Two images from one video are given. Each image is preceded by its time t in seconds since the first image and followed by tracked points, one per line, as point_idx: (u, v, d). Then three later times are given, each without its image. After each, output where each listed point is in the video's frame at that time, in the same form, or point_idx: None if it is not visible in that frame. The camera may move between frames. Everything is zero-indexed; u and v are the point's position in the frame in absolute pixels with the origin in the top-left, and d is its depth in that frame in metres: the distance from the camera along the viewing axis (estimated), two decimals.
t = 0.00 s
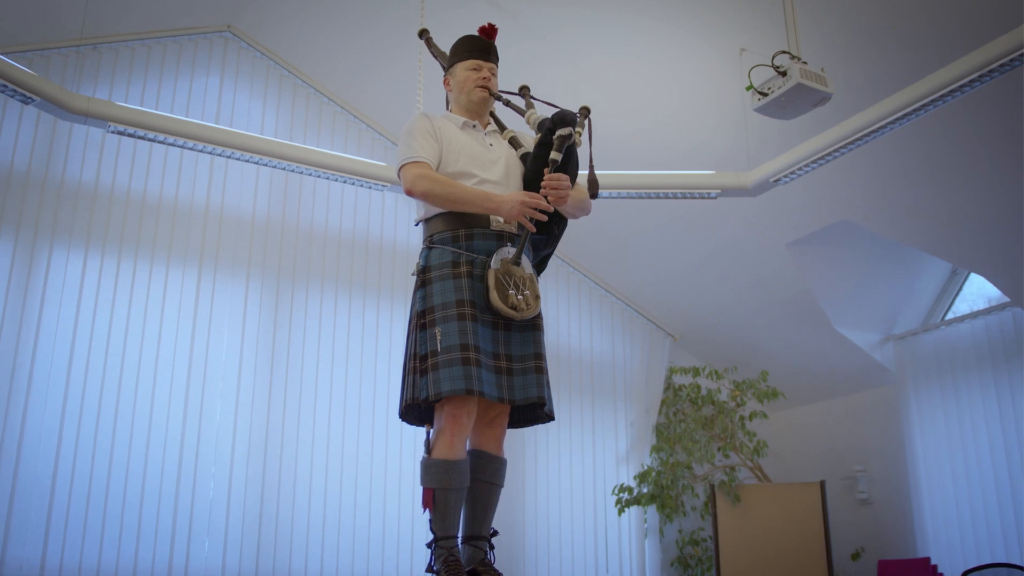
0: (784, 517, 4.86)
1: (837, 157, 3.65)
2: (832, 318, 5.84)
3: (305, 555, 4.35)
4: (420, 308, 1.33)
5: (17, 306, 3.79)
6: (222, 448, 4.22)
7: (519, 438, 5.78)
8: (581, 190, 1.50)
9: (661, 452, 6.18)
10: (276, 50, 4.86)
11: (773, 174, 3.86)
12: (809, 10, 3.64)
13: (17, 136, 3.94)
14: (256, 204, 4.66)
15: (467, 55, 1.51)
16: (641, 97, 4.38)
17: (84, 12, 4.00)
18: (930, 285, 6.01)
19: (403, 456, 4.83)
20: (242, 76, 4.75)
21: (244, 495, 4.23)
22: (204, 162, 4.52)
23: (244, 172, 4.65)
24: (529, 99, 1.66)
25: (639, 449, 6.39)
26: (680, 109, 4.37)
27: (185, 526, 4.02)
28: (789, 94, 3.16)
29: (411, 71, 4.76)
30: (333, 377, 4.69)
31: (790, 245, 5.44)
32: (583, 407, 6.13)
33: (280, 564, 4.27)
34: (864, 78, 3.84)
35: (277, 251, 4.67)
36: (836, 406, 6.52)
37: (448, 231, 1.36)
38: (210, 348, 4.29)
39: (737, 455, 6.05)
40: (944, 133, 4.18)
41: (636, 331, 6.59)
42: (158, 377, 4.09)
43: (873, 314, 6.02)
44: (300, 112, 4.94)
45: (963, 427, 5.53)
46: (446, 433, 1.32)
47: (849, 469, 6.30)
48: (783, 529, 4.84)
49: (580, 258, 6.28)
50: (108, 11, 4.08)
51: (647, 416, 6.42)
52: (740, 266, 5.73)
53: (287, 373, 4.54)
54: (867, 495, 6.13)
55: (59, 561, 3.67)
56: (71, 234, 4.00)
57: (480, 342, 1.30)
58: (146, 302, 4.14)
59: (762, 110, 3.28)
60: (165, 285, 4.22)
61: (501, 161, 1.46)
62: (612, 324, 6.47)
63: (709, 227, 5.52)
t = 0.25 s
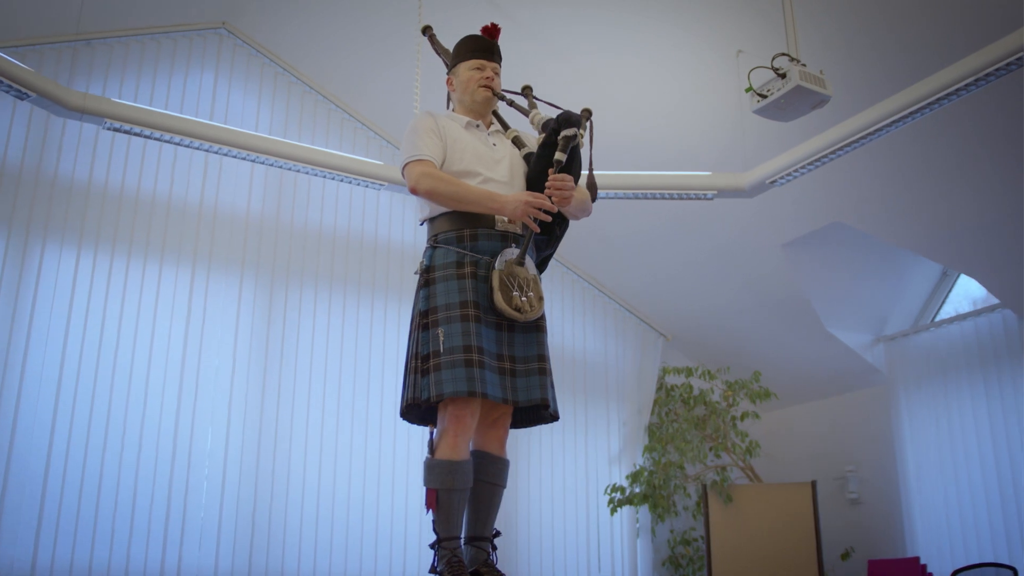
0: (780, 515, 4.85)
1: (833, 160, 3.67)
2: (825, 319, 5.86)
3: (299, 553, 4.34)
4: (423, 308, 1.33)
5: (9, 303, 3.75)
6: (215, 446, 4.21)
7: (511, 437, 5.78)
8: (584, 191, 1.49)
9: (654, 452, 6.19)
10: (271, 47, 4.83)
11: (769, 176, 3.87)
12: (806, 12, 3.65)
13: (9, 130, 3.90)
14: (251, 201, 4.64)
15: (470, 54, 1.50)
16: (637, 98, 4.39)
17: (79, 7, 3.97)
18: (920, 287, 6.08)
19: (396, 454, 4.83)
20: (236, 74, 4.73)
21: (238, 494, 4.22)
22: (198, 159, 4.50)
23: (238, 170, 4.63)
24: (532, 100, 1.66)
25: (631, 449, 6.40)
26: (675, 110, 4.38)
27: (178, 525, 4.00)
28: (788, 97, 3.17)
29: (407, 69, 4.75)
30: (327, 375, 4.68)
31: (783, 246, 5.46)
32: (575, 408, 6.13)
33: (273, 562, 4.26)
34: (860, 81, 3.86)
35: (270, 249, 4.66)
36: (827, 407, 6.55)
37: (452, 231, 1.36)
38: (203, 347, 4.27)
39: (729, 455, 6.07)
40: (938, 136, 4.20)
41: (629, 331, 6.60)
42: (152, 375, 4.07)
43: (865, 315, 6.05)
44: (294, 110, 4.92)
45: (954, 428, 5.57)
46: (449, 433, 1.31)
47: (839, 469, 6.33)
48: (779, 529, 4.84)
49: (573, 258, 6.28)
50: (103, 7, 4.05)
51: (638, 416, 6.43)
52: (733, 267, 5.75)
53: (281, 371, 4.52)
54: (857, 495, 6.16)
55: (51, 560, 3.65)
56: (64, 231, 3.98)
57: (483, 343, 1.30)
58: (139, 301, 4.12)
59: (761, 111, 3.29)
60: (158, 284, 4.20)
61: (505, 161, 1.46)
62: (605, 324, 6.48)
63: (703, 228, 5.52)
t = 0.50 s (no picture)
0: (778, 515, 4.87)
1: (828, 162, 3.69)
2: (815, 321, 5.89)
3: (290, 554, 4.33)
4: (425, 308, 1.34)
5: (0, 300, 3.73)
6: (207, 445, 4.19)
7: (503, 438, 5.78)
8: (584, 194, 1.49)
9: (645, 453, 6.20)
10: (265, 46, 4.83)
11: (763, 178, 3.89)
12: (800, 16, 3.68)
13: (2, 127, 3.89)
14: (244, 200, 4.63)
15: (471, 55, 1.51)
16: (631, 100, 4.41)
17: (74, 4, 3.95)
18: (910, 289, 6.14)
19: (388, 454, 4.82)
20: (230, 72, 4.72)
21: (229, 493, 4.21)
22: (191, 157, 4.48)
23: (231, 169, 4.62)
24: (532, 101, 1.66)
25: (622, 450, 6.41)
26: (670, 112, 4.40)
27: (169, 525, 3.98)
28: (785, 100, 3.19)
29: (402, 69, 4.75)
30: (319, 375, 4.67)
31: (775, 248, 5.49)
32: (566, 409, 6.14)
33: (265, 562, 4.24)
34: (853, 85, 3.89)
35: (264, 247, 4.64)
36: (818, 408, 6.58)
37: (452, 231, 1.36)
38: (196, 346, 4.25)
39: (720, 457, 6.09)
40: (930, 139, 4.24)
41: (621, 333, 6.61)
42: (144, 374, 4.06)
43: (855, 317, 6.08)
44: (288, 109, 4.92)
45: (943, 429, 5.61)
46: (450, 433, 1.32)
47: (829, 471, 6.36)
48: (776, 528, 4.85)
49: (566, 259, 6.29)
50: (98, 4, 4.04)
51: (630, 417, 6.44)
52: (726, 269, 5.77)
53: (273, 370, 4.51)
54: (847, 496, 6.19)
55: (41, 559, 3.63)
56: (57, 228, 3.95)
57: (486, 343, 1.31)
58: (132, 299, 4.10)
59: (757, 114, 3.30)
60: (151, 282, 4.18)
61: (506, 161, 1.47)
62: (597, 326, 6.48)
63: (696, 230, 5.54)
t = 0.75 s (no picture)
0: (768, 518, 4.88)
1: (820, 166, 3.70)
2: (804, 324, 5.92)
3: (280, 554, 4.31)
4: (423, 309, 1.33)
5: None
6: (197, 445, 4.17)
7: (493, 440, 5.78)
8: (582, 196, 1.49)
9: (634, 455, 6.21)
10: (257, 45, 4.80)
11: (756, 181, 3.91)
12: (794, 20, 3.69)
13: None
14: (235, 199, 4.60)
15: (470, 56, 1.50)
16: (624, 102, 4.41)
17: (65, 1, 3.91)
18: (899, 294, 6.18)
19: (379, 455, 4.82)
20: (222, 70, 4.69)
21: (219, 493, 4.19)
22: (183, 155, 4.46)
23: (223, 168, 4.59)
24: (530, 103, 1.66)
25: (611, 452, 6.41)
26: (662, 114, 4.41)
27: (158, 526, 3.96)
28: (780, 104, 3.20)
29: (395, 68, 4.74)
30: (309, 375, 4.66)
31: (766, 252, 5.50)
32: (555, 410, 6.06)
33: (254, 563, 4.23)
34: (845, 89, 3.91)
35: (255, 247, 4.63)
36: (806, 411, 6.62)
37: (450, 232, 1.36)
38: (186, 345, 4.23)
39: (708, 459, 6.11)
40: (921, 144, 4.27)
41: (610, 335, 6.59)
42: (133, 373, 4.03)
43: (844, 321, 6.12)
44: (280, 108, 4.89)
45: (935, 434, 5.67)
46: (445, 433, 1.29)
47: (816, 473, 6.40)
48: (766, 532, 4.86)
49: (556, 261, 6.27)
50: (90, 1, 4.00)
51: (618, 419, 6.44)
52: (717, 272, 5.78)
53: (264, 371, 4.49)
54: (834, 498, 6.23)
55: (29, 559, 3.60)
56: (46, 226, 3.92)
57: (484, 343, 1.30)
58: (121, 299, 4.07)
59: (752, 118, 3.31)
60: (141, 281, 4.15)
61: (504, 163, 1.46)
62: (587, 327, 6.44)
63: (687, 233, 5.55)
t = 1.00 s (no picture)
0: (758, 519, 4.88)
1: (812, 168, 3.72)
2: (793, 326, 5.94)
3: (268, 553, 4.29)
4: (420, 308, 1.33)
5: None
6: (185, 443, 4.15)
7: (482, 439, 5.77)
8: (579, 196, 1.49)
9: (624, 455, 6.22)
10: (246, 41, 4.76)
11: (747, 183, 3.93)
12: (787, 21, 3.70)
13: None
14: (223, 197, 4.58)
15: (468, 55, 1.50)
16: (615, 102, 4.42)
17: None
18: (887, 296, 6.23)
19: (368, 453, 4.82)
20: (211, 67, 4.65)
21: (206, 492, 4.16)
22: (170, 151, 4.42)
23: (211, 165, 4.56)
24: (527, 103, 1.66)
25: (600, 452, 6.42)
26: (654, 115, 4.42)
27: (146, 524, 3.94)
28: (773, 106, 3.21)
29: (387, 66, 4.73)
30: (297, 372, 4.64)
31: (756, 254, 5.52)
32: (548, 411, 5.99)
33: (242, 562, 4.21)
34: (836, 91, 3.93)
35: (243, 244, 4.60)
36: (793, 411, 6.65)
37: (448, 231, 1.35)
38: (174, 343, 4.20)
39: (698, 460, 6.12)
40: (910, 147, 4.30)
41: (598, 335, 6.58)
42: (121, 371, 4.00)
43: (832, 322, 6.15)
44: (269, 105, 4.85)
45: (923, 437, 5.73)
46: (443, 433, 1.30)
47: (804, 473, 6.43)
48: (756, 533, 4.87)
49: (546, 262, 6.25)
50: None
51: (608, 419, 6.44)
52: (707, 273, 5.79)
53: (251, 369, 4.47)
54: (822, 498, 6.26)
55: (14, 560, 3.56)
56: (33, 221, 3.87)
57: (481, 343, 1.30)
58: (107, 300, 4.02)
59: (745, 119, 3.32)
60: (128, 278, 4.11)
61: (502, 162, 1.46)
62: (575, 327, 6.42)
63: (678, 234, 5.55)
